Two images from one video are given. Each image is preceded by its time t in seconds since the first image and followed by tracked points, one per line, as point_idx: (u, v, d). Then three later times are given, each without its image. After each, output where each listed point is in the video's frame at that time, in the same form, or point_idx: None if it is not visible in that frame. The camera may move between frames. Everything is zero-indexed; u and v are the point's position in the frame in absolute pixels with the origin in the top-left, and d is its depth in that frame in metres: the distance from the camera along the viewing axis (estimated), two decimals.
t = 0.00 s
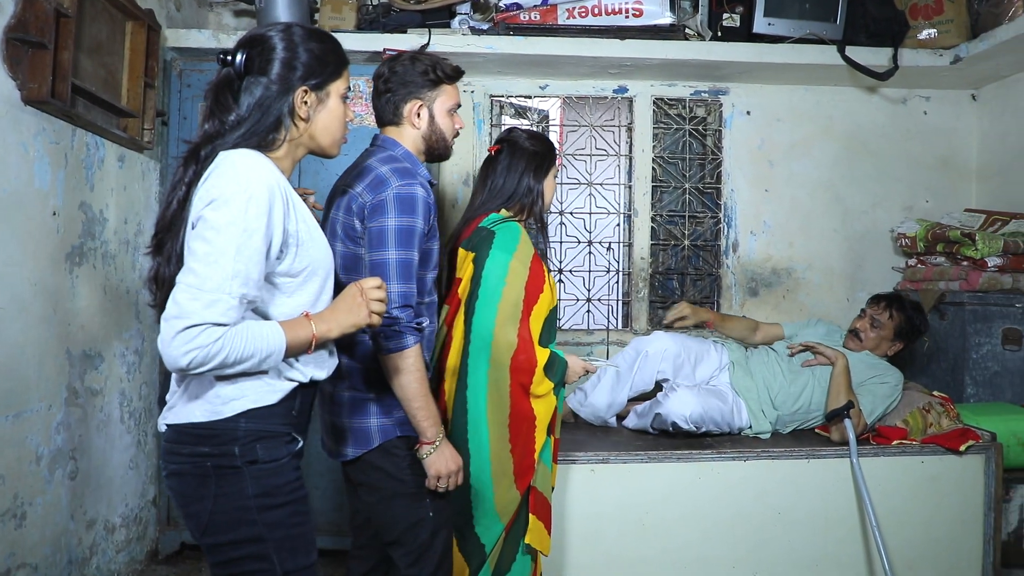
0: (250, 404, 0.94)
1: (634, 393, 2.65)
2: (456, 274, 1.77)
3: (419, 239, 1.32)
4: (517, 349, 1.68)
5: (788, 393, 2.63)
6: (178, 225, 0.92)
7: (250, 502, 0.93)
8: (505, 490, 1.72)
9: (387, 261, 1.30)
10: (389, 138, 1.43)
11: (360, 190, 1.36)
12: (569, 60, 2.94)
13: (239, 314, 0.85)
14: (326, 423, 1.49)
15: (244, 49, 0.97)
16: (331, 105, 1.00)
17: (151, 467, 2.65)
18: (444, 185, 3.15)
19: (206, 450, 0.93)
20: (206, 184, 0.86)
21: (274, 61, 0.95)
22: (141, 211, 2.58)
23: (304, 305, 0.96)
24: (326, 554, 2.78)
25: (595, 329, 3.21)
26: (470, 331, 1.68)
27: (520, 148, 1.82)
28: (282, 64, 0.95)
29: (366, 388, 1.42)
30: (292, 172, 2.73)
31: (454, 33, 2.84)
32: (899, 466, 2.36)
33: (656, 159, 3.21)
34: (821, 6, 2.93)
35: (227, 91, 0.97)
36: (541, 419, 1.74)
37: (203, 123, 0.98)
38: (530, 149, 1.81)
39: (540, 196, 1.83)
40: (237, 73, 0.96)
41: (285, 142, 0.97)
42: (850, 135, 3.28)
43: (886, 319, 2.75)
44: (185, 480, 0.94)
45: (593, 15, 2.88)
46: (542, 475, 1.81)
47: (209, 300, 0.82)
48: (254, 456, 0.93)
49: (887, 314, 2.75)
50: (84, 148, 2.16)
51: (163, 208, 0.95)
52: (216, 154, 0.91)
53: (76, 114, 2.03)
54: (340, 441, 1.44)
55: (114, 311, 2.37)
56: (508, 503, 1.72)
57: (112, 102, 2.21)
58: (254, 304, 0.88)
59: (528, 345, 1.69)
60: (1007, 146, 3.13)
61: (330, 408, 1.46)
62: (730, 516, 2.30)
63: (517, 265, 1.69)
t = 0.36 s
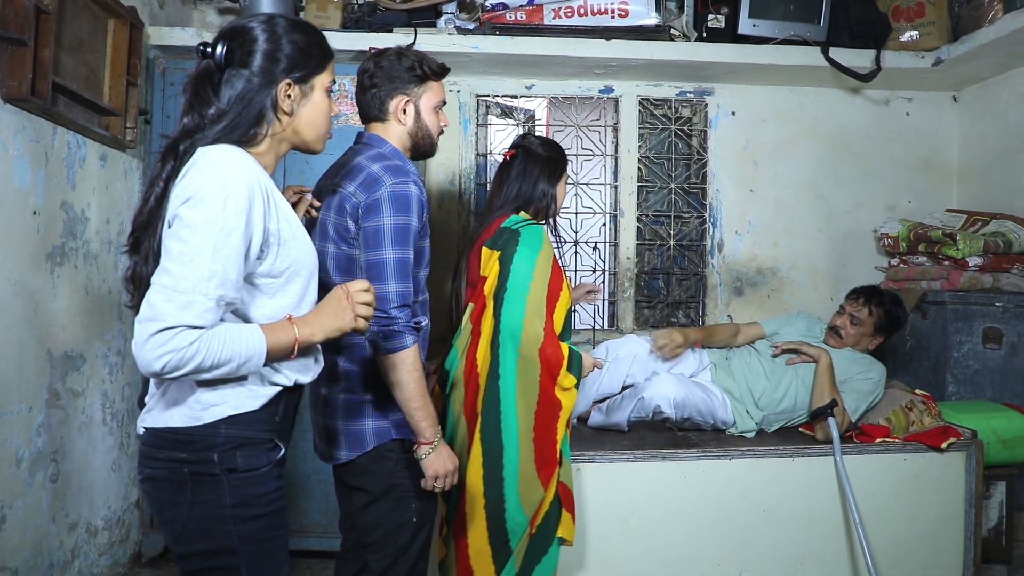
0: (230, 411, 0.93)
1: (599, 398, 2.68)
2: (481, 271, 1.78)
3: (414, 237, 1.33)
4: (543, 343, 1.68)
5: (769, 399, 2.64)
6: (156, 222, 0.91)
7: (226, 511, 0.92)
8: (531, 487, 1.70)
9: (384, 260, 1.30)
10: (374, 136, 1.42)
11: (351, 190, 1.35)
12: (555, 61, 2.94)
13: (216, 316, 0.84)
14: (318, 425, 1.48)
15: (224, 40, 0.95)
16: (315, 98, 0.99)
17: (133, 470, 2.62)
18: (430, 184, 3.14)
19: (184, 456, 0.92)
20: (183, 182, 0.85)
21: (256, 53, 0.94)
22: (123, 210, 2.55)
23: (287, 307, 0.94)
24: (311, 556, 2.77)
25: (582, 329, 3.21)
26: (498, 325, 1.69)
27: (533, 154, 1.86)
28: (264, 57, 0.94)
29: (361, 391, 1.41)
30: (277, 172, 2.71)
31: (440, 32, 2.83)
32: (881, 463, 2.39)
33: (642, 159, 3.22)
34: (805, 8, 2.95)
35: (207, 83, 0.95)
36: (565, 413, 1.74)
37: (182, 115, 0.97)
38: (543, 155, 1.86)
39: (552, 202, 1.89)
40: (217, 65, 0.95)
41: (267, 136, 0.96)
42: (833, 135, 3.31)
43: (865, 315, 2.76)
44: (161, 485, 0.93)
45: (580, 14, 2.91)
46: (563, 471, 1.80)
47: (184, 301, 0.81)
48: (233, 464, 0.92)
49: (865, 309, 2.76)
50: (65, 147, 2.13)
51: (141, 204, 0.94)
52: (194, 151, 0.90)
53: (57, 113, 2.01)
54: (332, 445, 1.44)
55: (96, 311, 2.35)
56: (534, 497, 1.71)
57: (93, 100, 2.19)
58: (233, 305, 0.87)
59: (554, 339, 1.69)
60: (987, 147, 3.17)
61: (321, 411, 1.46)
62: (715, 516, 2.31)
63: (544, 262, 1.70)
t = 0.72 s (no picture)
0: (218, 418, 0.91)
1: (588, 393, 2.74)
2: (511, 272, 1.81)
3: (413, 240, 1.32)
4: (567, 345, 1.70)
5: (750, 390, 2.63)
6: (139, 219, 0.89)
7: (210, 523, 0.91)
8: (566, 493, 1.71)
9: (383, 263, 1.29)
10: (372, 134, 1.41)
11: (350, 190, 1.34)
12: (545, 61, 2.93)
13: (197, 320, 0.81)
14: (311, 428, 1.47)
15: (209, 31, 0.93)
16: (306, 90, 0.98)
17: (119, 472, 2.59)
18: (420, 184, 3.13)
19: (169, 464, 0.90)
20: (164, 179, 0.83)
21: (243, 44, 0.92)
22: (111, 210, 2.53)
23: (274, 311, 0.93)
24: (300, 557, 2.75)
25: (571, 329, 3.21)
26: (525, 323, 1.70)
27: (562, 170, 1.94)
28: (251, 47, 0.92)
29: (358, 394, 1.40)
30: (266, 171, 2.69)
31: (430, 31, 2.82)
32: (869, 462, 2.40)
33: (631, 159, 3.22)
34: (793, 9, 2.95)
35: (193, 76, 0.94)
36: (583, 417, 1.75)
37: (167, 109, 0.95)
38: (572, 171, 1.93)
39: (581, 215, 1.96)
40: (203, 56, 0.93)
41: (255, 130, 0.95)
42: (822, 135, 3.32)
43: (837, 301, 2.71)
44: (144, 493, 0.91)
45: (569, 15, 2.92)
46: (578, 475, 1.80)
47: (162, 305, 0.79)
48: (220, 474, 0.91)
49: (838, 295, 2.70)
50: (52, 146, 2.10)
51: (125, 201, 0.92)
52: (176, 148, 0.88)
53: (44, 112, 1.98)
54: (325, 448, 1.43)
55: (83, 311, 2.32)
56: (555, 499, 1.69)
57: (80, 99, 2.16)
58: (216, 308, 0.85)
59: (577, 343, 1.72)
60: (973, 147, 3.19)
61: (315, 413, 1.45)
62: (705, 517, 2.32)
63: (575, 269, 1.74)
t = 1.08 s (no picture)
0: (210, 427, 0.90)
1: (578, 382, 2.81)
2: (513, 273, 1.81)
3: (422, 247, 1.31)
4: (558, 350, 1.68)
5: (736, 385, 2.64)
6: (124, 218, 0.88)
7: (202, 534, 0.90)
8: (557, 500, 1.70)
9: (391, 270, 1.28)
10: (379, 135, 1.41)
11: (359, 194, 1.34)
12: (536, 60, 2.93)
13: (180, 325, 0.80)
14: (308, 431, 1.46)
15: (202, 21, 0.91)
16: (302, 86, 0.97)
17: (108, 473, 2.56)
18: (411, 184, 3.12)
19: (160, 474, 0.89)
20: (150, 177, 0.82)
21: (237, 36, 0.90)
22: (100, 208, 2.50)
23: (264, 317, 0.92)
24: (290, 557, 2.73)
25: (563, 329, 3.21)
26: (519, 325, 1.69)
27: (578, 182, 1.95)
28: (246, 40, 0.91)
29: (356, 397, 1.39)
30: (256, 169, 2.68)
31: (421, 31, 2.82)
32: (860, 462, 2.41)
33: (622, 159, 3.22)
34: (783, 10, 2.96)
35: (185, 68, 0.93)
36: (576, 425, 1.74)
37: (157, 102, 0.94)
38: (587, 183, 1.95)
39: (595, 228, 1.98)
40: (195, 48, 0.92)
41: (247, 127, 0.94)
42: (812, 136, 3.33)
43: (815, 294, 2.67)
44: (133, 504, 0.90)
45: (561, 15, 2.91)
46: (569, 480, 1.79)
47: (145, 308, 0.77)
48: (213, 485, 0.90)
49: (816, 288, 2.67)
50: (40, 144, 2.08)
51: (111, 197, 0.91)
52: (164, 146, 0.87)
53: (32, 111, 1.97)
54: (321, 452, 1.42)
55: (71, 310, 2.30)
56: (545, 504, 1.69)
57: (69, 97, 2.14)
58: (202, 312, 0.83)
59: (569, 347, 1.70)
60: (962, 148, 3.22)
61: (312, 416, 1.44)
62: (698, 518, 2.32)
63: (575, 276, 1.74)
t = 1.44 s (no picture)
0: (211, 432, 0.90)
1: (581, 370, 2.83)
2: (503, 273, 1.79)
3: (422, 243, 1.31)
4: (548, 352, 1.70)
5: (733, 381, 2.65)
6: (120, 217, 0.88)
7: (204, 541, 0.90)
8: (538, 502, 1.72)
9: (391, 265, 1.28)
10: (380, 135, 1.41)
11: (359, 192, 1.34)
12: (534, 61, 2.93)
13: (182, 328, 0.80)
14: (311, 429, 1.46)
15: (197, 15, 0.91)
16: (299, 83, 0.97)
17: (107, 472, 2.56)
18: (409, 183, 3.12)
19: (159, 481, 0.88)
20: (148, 178, 0.82)
21: (233, 31, 0.90)
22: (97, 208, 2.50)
23: (265, 318, 0.92)
24: (290, 557, 2.73)
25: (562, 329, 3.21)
26: (509, 327, 1.69)
27: (569, 178, 1.95)
28: (241, 35, 0.90)
29: (359, 395, 1.39)
30: (255, 169, 2.68)
31: (420, 31, 2.82)
32: (859, 461, 2.41)
33: (621, 159, 3.22)
34: (782, 10, 2.96)
35: (179, 63, 0.91)
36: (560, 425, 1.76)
37: (151, 97, 0.93)
38: (577, 179, 1.94)
39: (584, 224, 1.97)
40: (190, 42, 0.90)
41: (244, 124, 0.94)
42: (810, 136, 3.34)
43: (809, 290, 2.65)
44: (132, 510, 0.89)
45: (559, 14, 2.94)
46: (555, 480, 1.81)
47: (145, 312, 0.77)
48: (215, 492, 0.90)
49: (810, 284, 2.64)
50: (38, 144, 2.07)
51: (106, 196, 0.91)
52: (160, 145, 0.86)
53: (31, 112, 1.97)
54: (326, 449, 1.42)
55: (69, 310, 2.30)
56: (532, 503, 1.71)
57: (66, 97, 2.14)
58: (203, 315, 0.83)
59: (558, 350, 1.72)
60: (960, 149, 3.22)
61: (316, 414, 1.44)
62: (697, 517, 2.32)
63: (565, 278, 1.74)
